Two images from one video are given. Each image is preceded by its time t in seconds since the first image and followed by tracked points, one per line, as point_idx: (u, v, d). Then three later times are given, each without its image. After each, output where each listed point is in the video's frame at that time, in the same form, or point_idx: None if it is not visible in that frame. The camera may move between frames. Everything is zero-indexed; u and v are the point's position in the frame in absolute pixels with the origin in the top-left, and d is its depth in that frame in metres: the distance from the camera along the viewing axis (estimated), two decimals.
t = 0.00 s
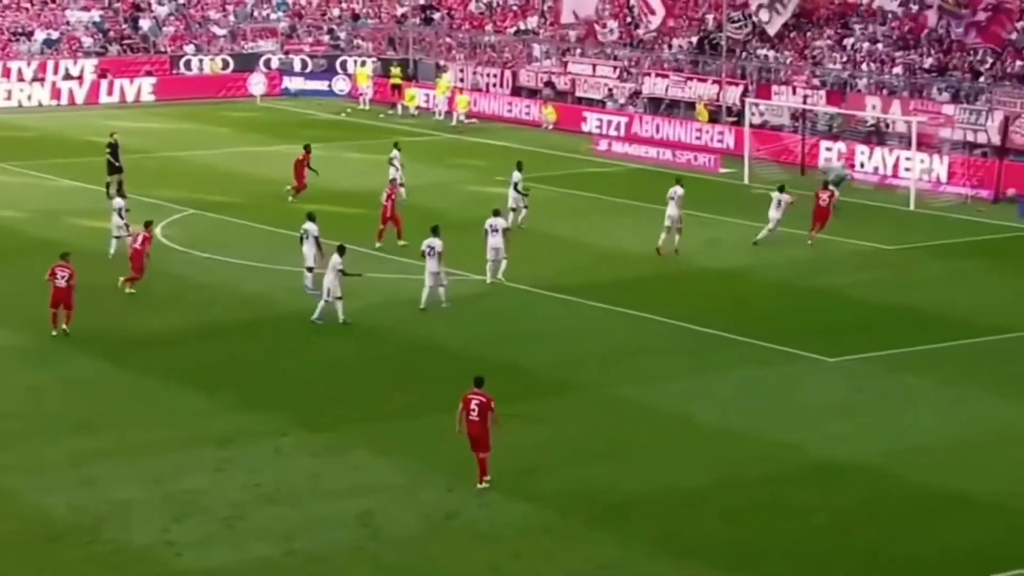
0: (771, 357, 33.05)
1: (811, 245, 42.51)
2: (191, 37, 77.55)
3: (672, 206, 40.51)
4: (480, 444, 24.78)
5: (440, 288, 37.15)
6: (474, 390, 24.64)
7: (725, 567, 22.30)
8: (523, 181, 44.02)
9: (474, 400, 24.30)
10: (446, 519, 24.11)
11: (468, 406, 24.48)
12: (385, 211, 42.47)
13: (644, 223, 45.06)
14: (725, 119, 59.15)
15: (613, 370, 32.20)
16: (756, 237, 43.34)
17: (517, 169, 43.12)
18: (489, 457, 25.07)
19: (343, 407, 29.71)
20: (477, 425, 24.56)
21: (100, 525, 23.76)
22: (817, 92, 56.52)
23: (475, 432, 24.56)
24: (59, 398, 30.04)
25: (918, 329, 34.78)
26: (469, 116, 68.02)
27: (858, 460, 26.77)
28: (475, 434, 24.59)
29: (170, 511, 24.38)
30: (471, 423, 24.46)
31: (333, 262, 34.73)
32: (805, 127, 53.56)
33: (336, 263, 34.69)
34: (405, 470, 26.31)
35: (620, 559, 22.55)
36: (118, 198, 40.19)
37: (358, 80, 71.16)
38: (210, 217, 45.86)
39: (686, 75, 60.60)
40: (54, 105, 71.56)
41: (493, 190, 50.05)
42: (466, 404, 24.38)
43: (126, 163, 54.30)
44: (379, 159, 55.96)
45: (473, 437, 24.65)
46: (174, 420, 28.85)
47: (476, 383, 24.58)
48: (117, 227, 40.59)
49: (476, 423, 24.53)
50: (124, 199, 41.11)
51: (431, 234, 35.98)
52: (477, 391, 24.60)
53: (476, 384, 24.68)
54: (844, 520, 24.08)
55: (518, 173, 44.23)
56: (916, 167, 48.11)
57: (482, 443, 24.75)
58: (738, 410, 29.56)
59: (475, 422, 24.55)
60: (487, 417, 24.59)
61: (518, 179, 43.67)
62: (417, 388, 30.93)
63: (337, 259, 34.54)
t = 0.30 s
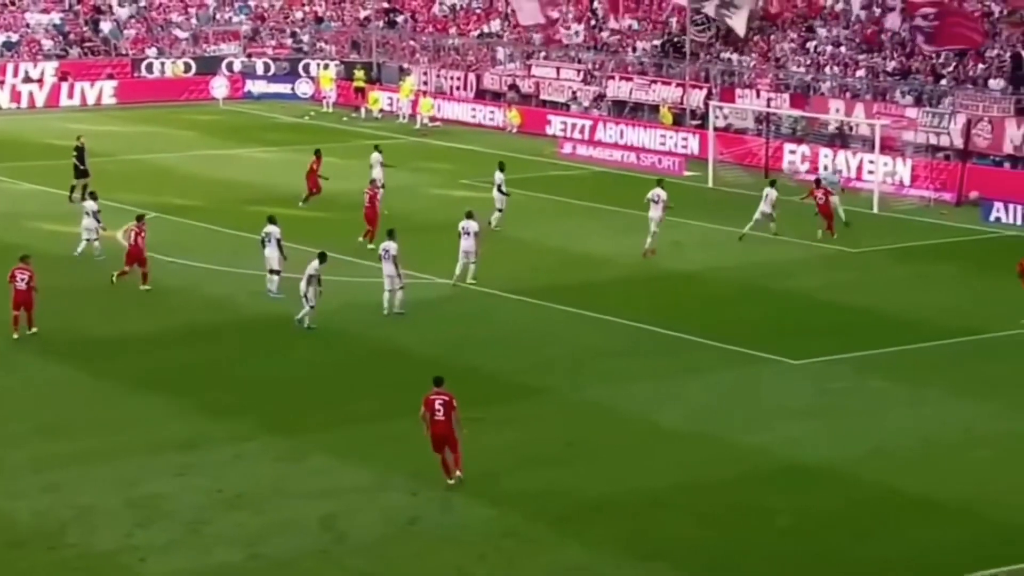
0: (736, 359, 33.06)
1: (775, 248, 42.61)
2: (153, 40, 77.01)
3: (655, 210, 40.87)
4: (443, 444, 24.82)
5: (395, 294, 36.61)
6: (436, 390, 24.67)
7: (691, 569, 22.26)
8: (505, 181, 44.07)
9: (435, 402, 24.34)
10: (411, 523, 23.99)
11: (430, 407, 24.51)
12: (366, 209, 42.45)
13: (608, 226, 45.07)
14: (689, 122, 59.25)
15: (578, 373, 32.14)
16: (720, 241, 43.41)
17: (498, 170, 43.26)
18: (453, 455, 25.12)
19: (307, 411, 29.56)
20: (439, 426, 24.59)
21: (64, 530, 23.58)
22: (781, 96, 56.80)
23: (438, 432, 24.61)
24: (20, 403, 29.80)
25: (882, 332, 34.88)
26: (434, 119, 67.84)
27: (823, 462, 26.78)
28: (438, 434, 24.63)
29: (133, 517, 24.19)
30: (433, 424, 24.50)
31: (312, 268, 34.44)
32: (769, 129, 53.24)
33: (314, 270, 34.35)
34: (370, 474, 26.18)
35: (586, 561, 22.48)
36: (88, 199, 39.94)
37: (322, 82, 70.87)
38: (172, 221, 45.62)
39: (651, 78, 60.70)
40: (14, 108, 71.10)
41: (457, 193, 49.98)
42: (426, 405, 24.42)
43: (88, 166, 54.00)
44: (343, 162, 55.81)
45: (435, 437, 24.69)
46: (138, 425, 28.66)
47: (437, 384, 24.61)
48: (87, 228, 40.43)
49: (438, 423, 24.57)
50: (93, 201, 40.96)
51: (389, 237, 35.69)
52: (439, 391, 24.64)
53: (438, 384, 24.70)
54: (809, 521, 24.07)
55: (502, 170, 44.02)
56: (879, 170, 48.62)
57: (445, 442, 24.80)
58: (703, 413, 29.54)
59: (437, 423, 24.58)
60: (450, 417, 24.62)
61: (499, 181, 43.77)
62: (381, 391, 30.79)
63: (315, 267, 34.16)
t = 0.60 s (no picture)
0: (704, 363, 33.05)
1: (742, 252, 42.67)
2: (118, 43, 76.52)
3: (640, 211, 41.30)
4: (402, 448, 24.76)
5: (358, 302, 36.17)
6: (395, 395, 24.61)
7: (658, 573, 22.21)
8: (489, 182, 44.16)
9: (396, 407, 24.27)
10: (378, 528, 23.86)
11: (391, 412, 24.42)
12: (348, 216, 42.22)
13: (576, 230, 45.04)
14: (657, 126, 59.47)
15: (545, 378, 32.05)
16: (687, 245, 43.43)
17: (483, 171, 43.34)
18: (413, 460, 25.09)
19: (274, 415, 29.40)
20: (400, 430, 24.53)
21: (27, 537, 23.40)
22: (749, 99, 56.53)
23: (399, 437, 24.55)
24: None
25: (849, 335, 34.92)
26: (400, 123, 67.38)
27: (791, 466, 26.76)
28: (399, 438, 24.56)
29: (98, 523, 24.02)
30: (395, 428, 24.42)
31: (293, 278, 33.90)
32: (737, 133, 53.81)
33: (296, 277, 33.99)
34: (337, 479, 26.05)
35: (553, 566, 22.41)
36: (62, 201, 40.05)
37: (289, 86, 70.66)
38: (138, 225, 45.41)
39: (618, 82, 60.71)
40: None
41: (424, 197, 49.88)
42: (389, 410, 24.30)
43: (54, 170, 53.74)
44: (310, 166, 55.65)
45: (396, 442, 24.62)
46: (102, 430, 28.47)
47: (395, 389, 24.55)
48: (59, 230, 40.34)
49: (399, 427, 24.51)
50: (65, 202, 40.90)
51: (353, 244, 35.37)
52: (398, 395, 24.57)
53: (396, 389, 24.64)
54: (777, 525, 24.05)
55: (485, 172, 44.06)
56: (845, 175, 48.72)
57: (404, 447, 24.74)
58: (671, 417, 29.50)
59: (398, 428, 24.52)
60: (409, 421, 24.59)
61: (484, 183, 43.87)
62: (348, 396, 30.65)
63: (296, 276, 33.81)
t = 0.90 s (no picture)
0: (678, 368, 33.01)
1: (716, 256, 42.69)
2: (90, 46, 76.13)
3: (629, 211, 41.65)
4: (360, 448, 24.89)
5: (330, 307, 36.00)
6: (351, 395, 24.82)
7: None
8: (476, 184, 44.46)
9: (356, 405, 24.46)
10: (352, 533, 23.76)
11: (350, 410, 24.60)
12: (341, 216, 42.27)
13: (550, 234, 44.98)
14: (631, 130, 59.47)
15: (519, 382, 31.97)
16: (661, 249, 43.42)
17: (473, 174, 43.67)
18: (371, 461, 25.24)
19: (247, 421, 29.26)
20: (359, 429, 24.71)
21: None
22: (722, 103, 56.73)
23: (357, 436, 24.71)
24: None
25: (825, 340, 34.90)
26: (374, 127, 67.73)
27: (765, 470, 26.73)
28: (357, 438, 24.71)
29: (70, 528, 23.88)
30: (354, 427, 24.59)
31: (285, 277, 33.68)
32: (710, 138, 54.00)
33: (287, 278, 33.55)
34: (311, 484, 25.92)
35: (527, 570, 22.35)
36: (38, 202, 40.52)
37: (261, 90, 70.61)
38: (109, 230, 45.19)
39: (592, 86, 60.74)
40: None
41: (397, 201, 49.76)
42: (349, 408, 24.47)
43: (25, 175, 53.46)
44: (283, 170, 55.48)
45: (354, 442, 24.75)
46: (74, 435, 28.29)
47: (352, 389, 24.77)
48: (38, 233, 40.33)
49: (357, 425, 24.69)
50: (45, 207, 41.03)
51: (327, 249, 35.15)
52: (354, 395, 24.78)
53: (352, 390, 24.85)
54: (751, 529, 24.02)
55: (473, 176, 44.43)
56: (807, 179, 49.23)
57: (361, 447, 24.89)
58: (646, 421, 29.43)
59: (356, 426, 24.69)
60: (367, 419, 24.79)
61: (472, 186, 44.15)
62: (321, 401, 30.52)
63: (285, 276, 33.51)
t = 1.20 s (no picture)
0: (665, 370, 32.99)
1: (702, 258, 42.71)
2: (74, 48, 75.93)
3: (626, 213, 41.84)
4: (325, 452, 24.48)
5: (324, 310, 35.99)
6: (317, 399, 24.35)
7: None
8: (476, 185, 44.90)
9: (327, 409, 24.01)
10: (338, 536, 23.68)
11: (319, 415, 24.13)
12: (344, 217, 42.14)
13: (536, 236, 44.96)
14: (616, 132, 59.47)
15: (505, 384, 31.92)
16: (647, 251, 43.41)
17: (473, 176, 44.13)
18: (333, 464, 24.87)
19: (233, 423, 29.17)
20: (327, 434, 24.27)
21: None
22: (707, 105, 56.93)
23: (324, 440, 24.27)
24: None
25: (811, 342, 34.89)
26: (359, 129, 67.70)
27: (752, 472, 26.70)
28: (325, 442, 24.28)
29: (54, 533, 23.74)
30: (323, 431, 24.14)
31: (281, 281, 33.53)
32: (696, 140, 54.08)
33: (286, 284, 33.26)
34: (296, 486, 25.84)
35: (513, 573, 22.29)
36: (26, 204, 40.44)
37: (247, 92, 70.51)
38: (94, 232, 45.05)
39: (578, 88, 60.75)
40: None
41: (382, 203, 49.72)
42: (318, 413, 24.02)
43: (9, 178, 53.30)
44: (268, 172, 55.39)
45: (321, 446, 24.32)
46: (59, 438, 28.19)
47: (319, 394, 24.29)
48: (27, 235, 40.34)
49: (325, 429, 24.23)
50: (33, 208, 41.00)
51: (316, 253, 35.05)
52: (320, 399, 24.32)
53: (318, 394, 24.35)
54: (737, 531, 23.99)
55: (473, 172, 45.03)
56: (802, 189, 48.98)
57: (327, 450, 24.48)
58: (632, 423, 29.40)
59: (324, 431, 24.24)
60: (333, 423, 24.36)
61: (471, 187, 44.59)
62: (306, 403, 30.43)
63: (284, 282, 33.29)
